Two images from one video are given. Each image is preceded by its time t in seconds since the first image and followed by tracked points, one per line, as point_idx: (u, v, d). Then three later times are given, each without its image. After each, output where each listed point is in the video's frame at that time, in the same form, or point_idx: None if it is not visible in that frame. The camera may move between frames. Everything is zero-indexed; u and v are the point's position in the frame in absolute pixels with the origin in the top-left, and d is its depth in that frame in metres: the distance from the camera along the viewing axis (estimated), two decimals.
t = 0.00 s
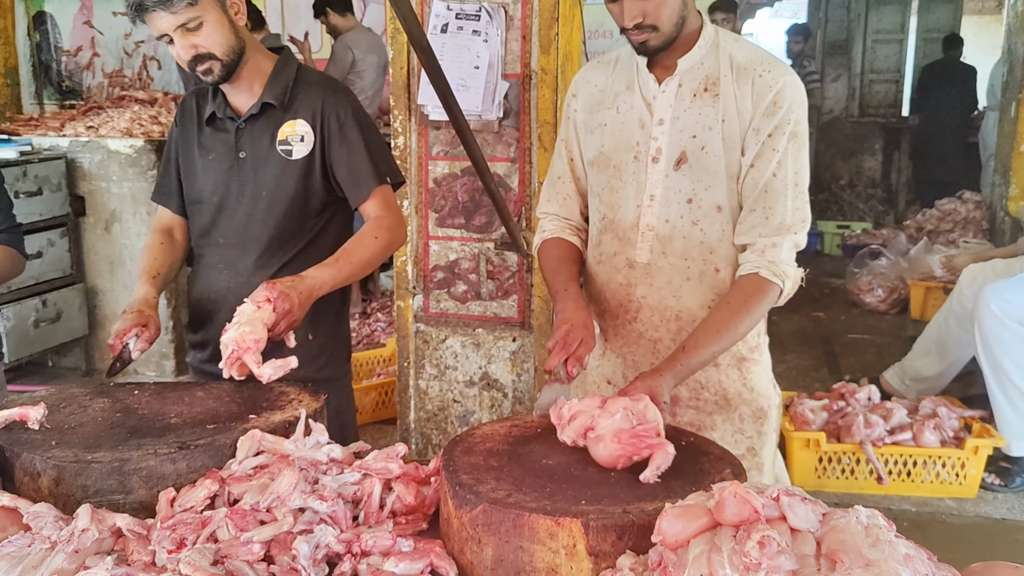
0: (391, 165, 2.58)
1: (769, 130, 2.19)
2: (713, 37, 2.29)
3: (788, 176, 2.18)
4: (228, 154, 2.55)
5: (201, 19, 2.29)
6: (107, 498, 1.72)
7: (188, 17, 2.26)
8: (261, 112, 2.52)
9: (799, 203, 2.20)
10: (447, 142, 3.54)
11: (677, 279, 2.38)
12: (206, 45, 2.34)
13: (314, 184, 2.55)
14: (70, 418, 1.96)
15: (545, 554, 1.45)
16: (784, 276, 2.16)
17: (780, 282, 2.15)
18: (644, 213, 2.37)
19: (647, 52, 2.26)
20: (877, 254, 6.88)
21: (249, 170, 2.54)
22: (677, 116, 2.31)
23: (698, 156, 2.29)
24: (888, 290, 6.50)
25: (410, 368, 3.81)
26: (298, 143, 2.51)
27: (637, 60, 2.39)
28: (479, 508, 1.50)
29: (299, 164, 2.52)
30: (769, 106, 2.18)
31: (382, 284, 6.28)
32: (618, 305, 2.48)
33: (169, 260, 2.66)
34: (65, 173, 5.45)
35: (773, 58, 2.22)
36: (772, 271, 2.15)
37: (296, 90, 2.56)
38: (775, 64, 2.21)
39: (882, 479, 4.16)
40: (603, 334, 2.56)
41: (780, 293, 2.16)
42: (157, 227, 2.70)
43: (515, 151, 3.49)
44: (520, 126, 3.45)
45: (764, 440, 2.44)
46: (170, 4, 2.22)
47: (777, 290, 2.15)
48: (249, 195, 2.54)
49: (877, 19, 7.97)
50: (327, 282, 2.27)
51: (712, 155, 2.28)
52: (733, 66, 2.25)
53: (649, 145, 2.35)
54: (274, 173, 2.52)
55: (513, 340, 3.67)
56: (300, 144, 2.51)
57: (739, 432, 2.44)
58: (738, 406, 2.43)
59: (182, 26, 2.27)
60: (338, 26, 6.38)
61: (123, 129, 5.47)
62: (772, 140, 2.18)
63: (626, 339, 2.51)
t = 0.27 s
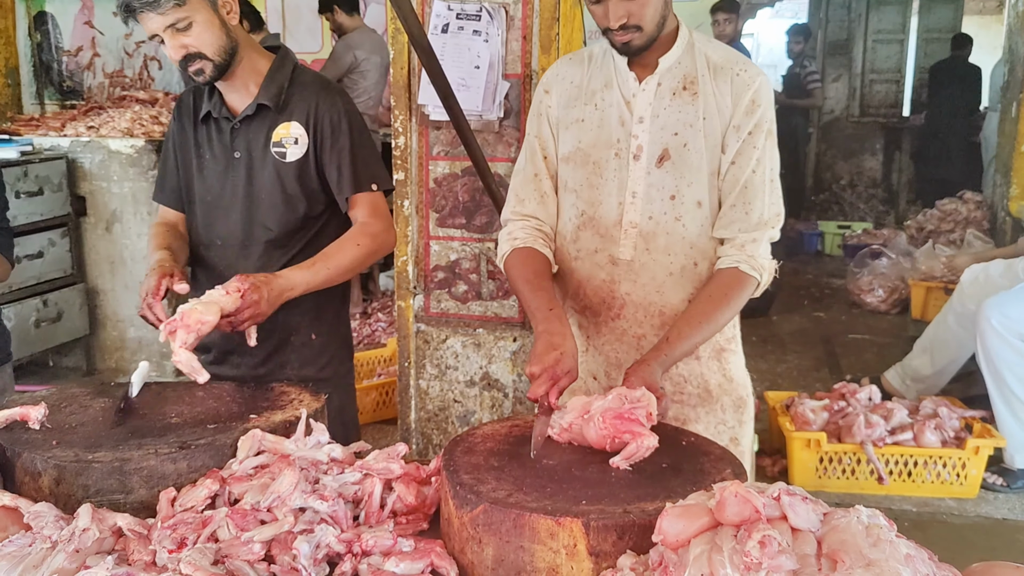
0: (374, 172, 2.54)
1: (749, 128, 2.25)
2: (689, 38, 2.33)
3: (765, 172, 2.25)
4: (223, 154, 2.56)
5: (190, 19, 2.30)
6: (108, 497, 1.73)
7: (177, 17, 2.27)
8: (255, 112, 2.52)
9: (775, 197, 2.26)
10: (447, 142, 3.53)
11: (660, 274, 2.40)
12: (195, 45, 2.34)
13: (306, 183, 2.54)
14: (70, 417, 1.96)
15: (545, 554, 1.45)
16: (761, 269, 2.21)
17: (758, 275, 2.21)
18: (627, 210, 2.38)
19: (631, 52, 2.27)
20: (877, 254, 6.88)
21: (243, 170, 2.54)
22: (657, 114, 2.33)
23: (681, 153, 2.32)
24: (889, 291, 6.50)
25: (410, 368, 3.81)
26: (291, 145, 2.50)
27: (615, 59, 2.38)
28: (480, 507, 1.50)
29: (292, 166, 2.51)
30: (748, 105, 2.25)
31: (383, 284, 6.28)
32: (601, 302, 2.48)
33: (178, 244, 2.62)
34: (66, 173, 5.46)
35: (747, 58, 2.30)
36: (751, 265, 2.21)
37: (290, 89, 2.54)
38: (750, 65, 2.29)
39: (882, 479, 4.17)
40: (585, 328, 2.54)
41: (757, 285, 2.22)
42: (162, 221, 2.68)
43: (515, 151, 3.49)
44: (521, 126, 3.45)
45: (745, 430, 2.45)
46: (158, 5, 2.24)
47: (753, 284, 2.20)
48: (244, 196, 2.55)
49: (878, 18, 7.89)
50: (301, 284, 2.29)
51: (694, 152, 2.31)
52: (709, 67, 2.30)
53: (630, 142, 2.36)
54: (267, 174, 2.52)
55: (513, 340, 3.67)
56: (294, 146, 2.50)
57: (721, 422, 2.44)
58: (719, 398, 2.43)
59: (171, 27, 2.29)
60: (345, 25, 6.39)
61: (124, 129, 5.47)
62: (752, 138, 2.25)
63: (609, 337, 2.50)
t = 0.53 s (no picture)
0: (392, 180, 2.56)
1: (735, 129, 2.28)
2: (674, 41, 2.35)
3: (749, 173, 2.28)
4: (235, 155, 2.55)
5: (199, 20, 2.32)
6: (109, 498, 1.73)
7: (186, 14, 2.30)
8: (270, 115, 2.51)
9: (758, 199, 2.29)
10: (448, 143, 3.53)
11: (649, 273, 2.39)
12: (199, 43, 2.36)
13: (323, 189, 2.54)
14: (71, 418, 1.96)
15: (547, 554, 1.45)
16: (746, 267, 2.22)
17: (745, 272, 2.21)
18: (615, 208, 2.38)
19: (620, 52, 2.29)
20: (878, 255, 6.88)
21: (255, 172, 2.53)
22: (644, 113, 2.34)
23: (668, 152, 2.33)
24: (890, 291, 6.51)
25: (411, 369, 3.81)
26: (308, 149, 2.50)
27: (601, 59, 2.39)
28: (481, 508, 1.50)
29: (309, 171, 2.50)
30: (734, 106, 2.29)
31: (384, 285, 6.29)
32: (591, 300, 2.46)
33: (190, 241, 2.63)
34: (67, 173, 5.46)
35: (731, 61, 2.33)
36: (737, 263, 2.21)
37: (307, 93, 2.53)
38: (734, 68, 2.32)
39: (883, 480, 4.17)
40: (574, 328, 2.50)
41: (745, 284, 2.22)
42: (173, 219, 2.68)
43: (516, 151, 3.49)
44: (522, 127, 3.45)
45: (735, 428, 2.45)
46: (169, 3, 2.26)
47: (741, 281, 2.20)
48: (257, 197, 2.54)
49: (878, 19, 7.95)
50: (300, 278, 2.31)
51: (682, 151, 2.32)
52: (695, 68, 2.32)
53: (617, 140, 2.37)
54: (280, 177, 2.52)
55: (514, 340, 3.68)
56: (310, 151, 2.50)
57: (712, 421, 2.44)
58: (710, 396, 2.43)
59: (177, 18, 2.31)
60: (353, 25, 6.49)
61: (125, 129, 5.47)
62: (738, 138, 2.28)
63: (599, 335, 2.48)
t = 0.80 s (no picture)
0: (411, 190, 2.54)
1: (728, 121, 2.26)
2: (666, 39, 2.35)
3: (746, 164, 2.24)
4: (254, 158, 2.53)
5: (224, 17, 2.34)
6: (110, 499, 1.72)
7: (212, 10, 2.32)
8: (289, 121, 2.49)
9: (759, 188, 2.25)
10: (448, 144, 3.53)
11: (659, 274, 2.40)
12: (221, 41, 2.37)
13: (339, 199, 2.51)
14: (71, 419, 1.95)
15: (548, 556, 1.45)
16: (753, 255, 2.15)
17: (751, 262, 2.15)
18: (619, 210, 2.38)
19: (611, 51, 2.28)
20: (878, 256, 6.89)
21: (272, 177, 2.51)
22: (639, 113, 2.35)
23: (665, 151, 2.34)
24: (890, 292, 6.51)
25: (412, 370, 3.81)
26: (325, 157, 2.47)
27: (594, 61, 2.40)
28: (482, 510, 1.50)
29: (325, 180, 2.47)
30: (725, 99, 2.27)
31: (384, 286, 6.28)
32: (602, 303, 2.46)
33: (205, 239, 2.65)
34: (67, 174, 5.46)
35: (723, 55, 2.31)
36: (737, 253, 2.16)
37: (326, 99, 2.50)
38: (727, 63, 2.31)
39: (884, 481, 4.17)
40: (584, 332, 2.51)
41: (757, 275, 2.15)
42: (192, 216, 2.70)
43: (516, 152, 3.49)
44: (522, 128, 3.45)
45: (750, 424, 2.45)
46: None
47: (750, 270, 2.14)
48: (274, 203, 2.51)
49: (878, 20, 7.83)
50: (311, 288, 2.33)
51: (679, 150, 2.32)
52: (688, 64, 2.32)
53: (614, 142, 2.37)
54: (296, 184, 2.49)
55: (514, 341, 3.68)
56: (328, 159, 2.47)
57: (726, 418, 2.44)
58: (723, 393, 2.44)
59: (203, 15, 2.33)
60: (354, 27, 6.58)
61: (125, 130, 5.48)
62: (731, 130, 2.26)
63: (610, 339, 2.48)
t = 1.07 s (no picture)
0: (427, 200, 2.52)
1: (740, 110, 2.22)
2: (676, 35, 2.34)
3: (765, 151, 2.17)
4: (270, 160, 2.53)
5: (250, 17, 2.33)
6: (109, 501, 1.72)
7: (238, 9, 2.31)
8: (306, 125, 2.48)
9: (784, 173, 2.17)
10: (447, 145, 3.54)
11: (661, 276, 2.43)
12: (245, 41, 2.36)
13: (354, 207, 2.50)
14: (69, 421, 1.95)
15: (548, 558, 1.45)
16: (781, 244, 2.09)
17: (784, 248, 2.09)
18: (622, 213, 2.41)
19: (617, 57, 2.29)
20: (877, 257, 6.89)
21: (287, 180, 2.51)
22: (646, 114, 2.36)
23: (671, 151, 2.35)
24: (889, 294, 6.52)
25: (410, 371, 3.81)
26: (340, 164, 2.45)
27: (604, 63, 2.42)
28: (481, 511, 1.50)
29: (340, 186, 2.46)
30: (734, 88, 2.24)
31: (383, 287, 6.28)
32: (604, 305, 2.51)
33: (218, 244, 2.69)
34: (66, 174, 5.45)
35: (735, 46, 2.28)
36: (772, 241, 2.10)
37: (344, 105, 2.49)
38: (737, 50, 2.27)
39: (883, 482, 4.17)
40: (588, 334, 2.57)
41: (787, 266, 2.10)
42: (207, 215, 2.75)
43: (515, 154, 3.49)
44: (522, 129, 3.45)
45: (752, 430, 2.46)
46: None
47: (779, 259, 2.08)
48: (289, 206, 2.50)
49: (877, 21, 7.75)
50: (325, 302, 2.33)
51: (684, 149, 2.33)
52: (697, 59, 2.30)
53: (621, 144, 2.39)
54: (311, 189, 2.48)
55: (513, 343, 3.68)
56: (342, 166, 2.45)
57: (724, 425, 2.47)
58: (726, 399, 2.45)
59: (228, 13, 2.32)
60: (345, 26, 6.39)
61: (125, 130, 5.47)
62: (744, 118, 2.21)
63: (613, 340, 2.53)
